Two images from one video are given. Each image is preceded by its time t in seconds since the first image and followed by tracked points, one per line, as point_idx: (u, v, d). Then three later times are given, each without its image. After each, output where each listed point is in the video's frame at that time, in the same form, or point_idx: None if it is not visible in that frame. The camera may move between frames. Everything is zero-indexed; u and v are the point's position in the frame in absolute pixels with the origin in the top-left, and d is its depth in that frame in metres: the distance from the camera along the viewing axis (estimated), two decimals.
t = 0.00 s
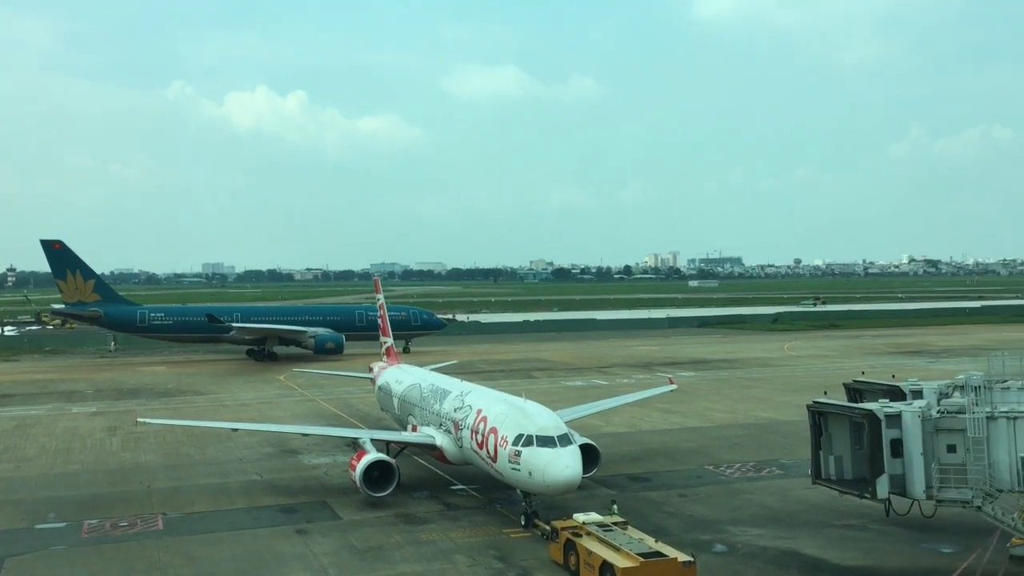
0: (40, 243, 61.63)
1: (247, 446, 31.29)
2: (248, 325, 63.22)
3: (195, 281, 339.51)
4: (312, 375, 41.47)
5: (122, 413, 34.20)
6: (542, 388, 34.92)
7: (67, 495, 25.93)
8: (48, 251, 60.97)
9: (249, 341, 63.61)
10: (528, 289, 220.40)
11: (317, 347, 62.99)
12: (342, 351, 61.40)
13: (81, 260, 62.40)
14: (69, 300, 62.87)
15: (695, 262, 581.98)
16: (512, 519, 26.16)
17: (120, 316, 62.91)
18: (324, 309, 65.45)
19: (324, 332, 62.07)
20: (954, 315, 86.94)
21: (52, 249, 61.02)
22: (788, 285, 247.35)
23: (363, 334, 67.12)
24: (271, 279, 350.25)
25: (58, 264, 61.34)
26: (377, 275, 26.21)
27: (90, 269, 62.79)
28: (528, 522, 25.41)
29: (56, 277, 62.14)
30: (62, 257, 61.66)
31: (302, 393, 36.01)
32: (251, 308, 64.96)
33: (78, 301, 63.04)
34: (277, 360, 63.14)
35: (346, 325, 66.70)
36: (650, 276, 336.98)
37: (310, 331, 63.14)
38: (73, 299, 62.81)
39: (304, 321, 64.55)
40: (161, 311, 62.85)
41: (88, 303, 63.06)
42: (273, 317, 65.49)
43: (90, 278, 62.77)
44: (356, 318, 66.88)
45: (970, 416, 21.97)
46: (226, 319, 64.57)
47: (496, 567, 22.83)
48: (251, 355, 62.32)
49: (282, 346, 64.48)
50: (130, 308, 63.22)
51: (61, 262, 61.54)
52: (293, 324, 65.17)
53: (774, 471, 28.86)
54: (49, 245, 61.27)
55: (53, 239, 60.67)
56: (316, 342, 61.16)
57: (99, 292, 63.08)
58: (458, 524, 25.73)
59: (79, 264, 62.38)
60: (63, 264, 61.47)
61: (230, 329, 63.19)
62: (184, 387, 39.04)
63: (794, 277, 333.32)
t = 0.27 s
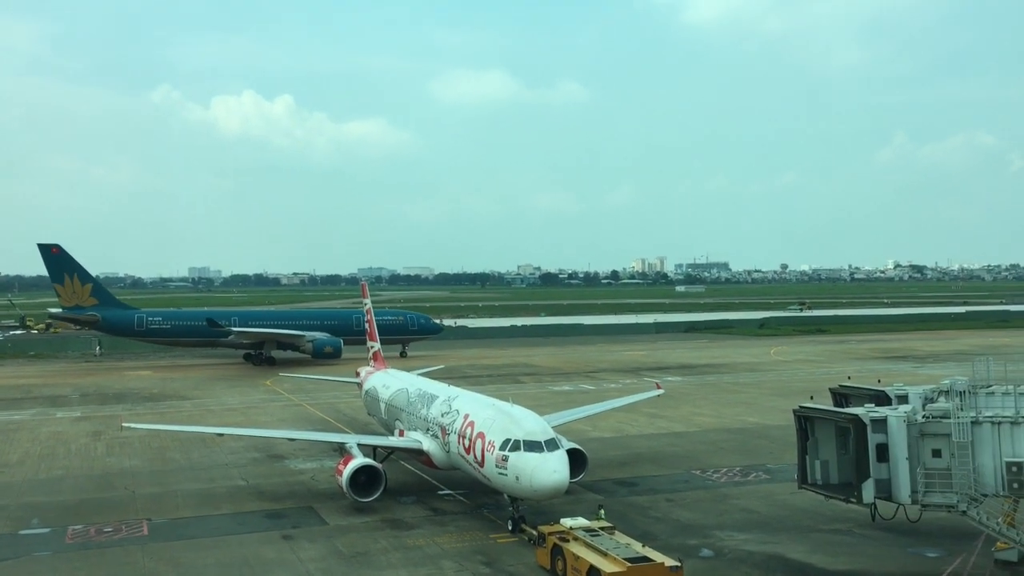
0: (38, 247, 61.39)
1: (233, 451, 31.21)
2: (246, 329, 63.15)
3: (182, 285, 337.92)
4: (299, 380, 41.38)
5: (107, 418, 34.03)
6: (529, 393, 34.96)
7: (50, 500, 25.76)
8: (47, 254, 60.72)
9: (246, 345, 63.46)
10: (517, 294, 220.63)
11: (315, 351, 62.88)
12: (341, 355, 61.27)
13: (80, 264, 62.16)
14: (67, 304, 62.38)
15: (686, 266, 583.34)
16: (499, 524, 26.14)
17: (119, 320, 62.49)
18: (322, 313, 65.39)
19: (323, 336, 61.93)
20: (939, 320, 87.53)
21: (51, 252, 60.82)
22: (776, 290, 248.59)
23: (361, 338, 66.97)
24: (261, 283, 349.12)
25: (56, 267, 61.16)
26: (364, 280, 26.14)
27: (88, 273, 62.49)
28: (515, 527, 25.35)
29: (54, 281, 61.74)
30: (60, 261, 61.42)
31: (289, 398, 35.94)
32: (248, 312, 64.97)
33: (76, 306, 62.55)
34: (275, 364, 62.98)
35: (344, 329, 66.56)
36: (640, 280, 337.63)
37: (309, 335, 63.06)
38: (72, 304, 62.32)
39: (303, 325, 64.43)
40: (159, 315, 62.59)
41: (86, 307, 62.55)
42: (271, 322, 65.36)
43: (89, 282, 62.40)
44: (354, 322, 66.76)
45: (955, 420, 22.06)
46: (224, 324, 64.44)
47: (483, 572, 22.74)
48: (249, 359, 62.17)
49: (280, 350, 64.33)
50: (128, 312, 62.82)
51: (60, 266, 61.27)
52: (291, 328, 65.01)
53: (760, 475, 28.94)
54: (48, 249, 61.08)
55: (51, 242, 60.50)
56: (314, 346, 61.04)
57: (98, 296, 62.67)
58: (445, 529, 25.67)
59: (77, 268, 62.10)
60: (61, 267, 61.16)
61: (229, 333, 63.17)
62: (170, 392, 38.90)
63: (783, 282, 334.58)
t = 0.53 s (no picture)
0: (42, 250, 61.29)
1: (225, 455, 31.15)
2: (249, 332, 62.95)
3: (175, 288, 336.91)
4: (291, 384, 41.32)
5: (98, 422, 33.93)
6: (522, 397, 34.96)
7: (40, 504, 25.66)
8: (50, 257, 60.62)
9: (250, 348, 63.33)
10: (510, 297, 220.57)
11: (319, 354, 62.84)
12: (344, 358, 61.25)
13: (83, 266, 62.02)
14: (71, 307, 62.11)
15: (680, 269, 584.18)
16: (491, 528, 26.10)
17: (123, 323, 62.20)
18: (325, 316, 65.26)
19: (326, 339, 61.88)
20: (931, 323, 87.83)
21: (55, 254, 60.75)
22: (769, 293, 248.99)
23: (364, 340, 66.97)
24: (255, 285, 348.46)
25: (59, 270, 61.09)
26: (356, 284, 26.45)
27: (92, 275, 62.29)
28: (507, 531, 25.29)
29: (58, 284, 61.54)
30: (64, 264, 61.32)
31: (281, 402, 35.89)
32: (251, 315, 64.59)
33: (80, 309, 62.27)
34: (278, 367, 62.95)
35: (347, 331, 66.51)
36: (634, 283, 337.90)
37: (312, 338, 62.94)
38: (76, 307, 62.04)
39: (306, 328, 64.33)
40: (163, 317, 62.39)
41: (90, 310, 62.24)
42: (274, 324, 65.15)
43: (93, 285, 62.19)
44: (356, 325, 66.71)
45: (947, 424, 22.06)
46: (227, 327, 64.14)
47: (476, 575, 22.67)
48: (253, 362, 62.08)
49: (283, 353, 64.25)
50: (132, 315, 62.54)
51: (63, 268, 61.14)
52: (294, 330, 64.90)
53: (752, 479, 28.98)
54: (52, 252, 61.01)
55: (55, 245, 60.48)
56: (317, 349, 60.99)
57: (102, 298, 62.41)
58: (438, 533, 25.62)
59: (81, 271, 61.93)
60: (65, 270, 61.02)
61: (234, 335, 63.04)
62: (161, 396, 38.80)
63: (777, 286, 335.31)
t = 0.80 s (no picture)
0: (48, 251, 61.11)
1: (218, 458, 31.12)
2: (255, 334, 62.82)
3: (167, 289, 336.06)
4: (285, 387, 41.29)
5: (91, 424, 33.88)
6: (515, 400, 34.98)
7: (34, 507, 25.60)
8: (56, 259, 60.44)
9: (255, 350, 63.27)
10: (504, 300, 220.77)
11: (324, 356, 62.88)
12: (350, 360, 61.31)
13: (90, 268, 61.89)
14: (77, 309, 62.16)
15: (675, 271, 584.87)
16: (485, 531, 26.09)
17: (129, 325, 62.25)
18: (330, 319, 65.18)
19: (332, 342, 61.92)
20: (924, 327, 88.06)
21: (61, 257, 60.55)
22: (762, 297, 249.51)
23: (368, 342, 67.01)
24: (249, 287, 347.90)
25: (66, 272, 60.84)
26: (350, 286, 26.29)
27: (98, 277, 62.18)
28: (501, 533, 25.27)
29: (64, 286, 61.45)
30: (70, 265, 61.13)
31: (275, 404, 35.88)
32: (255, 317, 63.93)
33: (86, 311, 62.33)
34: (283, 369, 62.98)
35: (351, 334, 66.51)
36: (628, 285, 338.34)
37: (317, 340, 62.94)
38: (82, 309, 62.07)
39: (311, 331, 64.33)
40: (168, 320, 62.33)
41: (96, 312, 62.32)
42: (279, 326, 65.00)
43: (99, 287, 62.11)
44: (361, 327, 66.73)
45: (939, 427, 22.10)
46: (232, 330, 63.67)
47: None
48: (258, 364, 62.08)
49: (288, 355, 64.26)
50: (138, 317, 62.55)
51: (70, 270, 60.99)
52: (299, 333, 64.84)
53: (746, 482, 29.03)
54: (58, 253, 60.81)
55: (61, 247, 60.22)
56: (323, 351, 61.04)
57: (107, 301, 62.39)
58: (431, 535, 25.60)
59: (87, 273, 61.79)
60: (71, 272, 60.85)
61: (241, 338, 62.98)
62: (155, 398, 38.75)
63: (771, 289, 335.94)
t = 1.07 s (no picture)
0: (55, 252, 60.88)
1: (212, 460, 31.06)
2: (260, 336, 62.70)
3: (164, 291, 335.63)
4: (280, 389, 41.20)
5: (85, 426, 33.79)
6: (510, 402, 34.93)
7: (27, 509, 25.51)
8: (63, 260, 60.20)
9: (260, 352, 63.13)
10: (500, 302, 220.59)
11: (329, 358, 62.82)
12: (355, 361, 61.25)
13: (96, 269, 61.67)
14: (84, 310, 62.03)
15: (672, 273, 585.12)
16: (480, 533, 26.05)
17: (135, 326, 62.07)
18: (335, 320, 65.09)
19: (337, 343, 61.86)
20: (919, 330, 88.04)
21: (67, 258, 60.29)
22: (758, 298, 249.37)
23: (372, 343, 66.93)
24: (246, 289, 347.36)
25: (73, 273, 60.52)
26: (346, 288, 26.20)
27: (104, 278, 61.98)
28: (496, 536, 25.24)
29: (70, 287, 61.25)
30: (77, 267, 60.88)
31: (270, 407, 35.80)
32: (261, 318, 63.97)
33: (93, 312, 62.19)
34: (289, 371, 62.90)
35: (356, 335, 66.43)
36: (625, 287, 338.27)
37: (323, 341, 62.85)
38: (89, 310, 61.91)
39: (316, 332, 64.21)
40: (174, 321, 62.11)
41: (103, 314, 62.19)
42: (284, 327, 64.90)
43: (105, 289, 61.90)
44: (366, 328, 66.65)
45: (934, 430, 22.11)
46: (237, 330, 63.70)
47: None
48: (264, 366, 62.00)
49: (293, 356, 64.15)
50: (145, 318, 62.35)
51: (77, 271, 60.73)
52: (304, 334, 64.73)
53: (741, 484, 29.01)
54: (64, 255, 60.57)
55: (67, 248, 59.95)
56: (329, 352, 60.98)
57: (114, 302, 62.20)
58: (426, 538, 25.55)
59: (94, 274, 61.55)
60: (78, 273, 60.59)
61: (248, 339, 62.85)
62: (150, 401, 38.67)
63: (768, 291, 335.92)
